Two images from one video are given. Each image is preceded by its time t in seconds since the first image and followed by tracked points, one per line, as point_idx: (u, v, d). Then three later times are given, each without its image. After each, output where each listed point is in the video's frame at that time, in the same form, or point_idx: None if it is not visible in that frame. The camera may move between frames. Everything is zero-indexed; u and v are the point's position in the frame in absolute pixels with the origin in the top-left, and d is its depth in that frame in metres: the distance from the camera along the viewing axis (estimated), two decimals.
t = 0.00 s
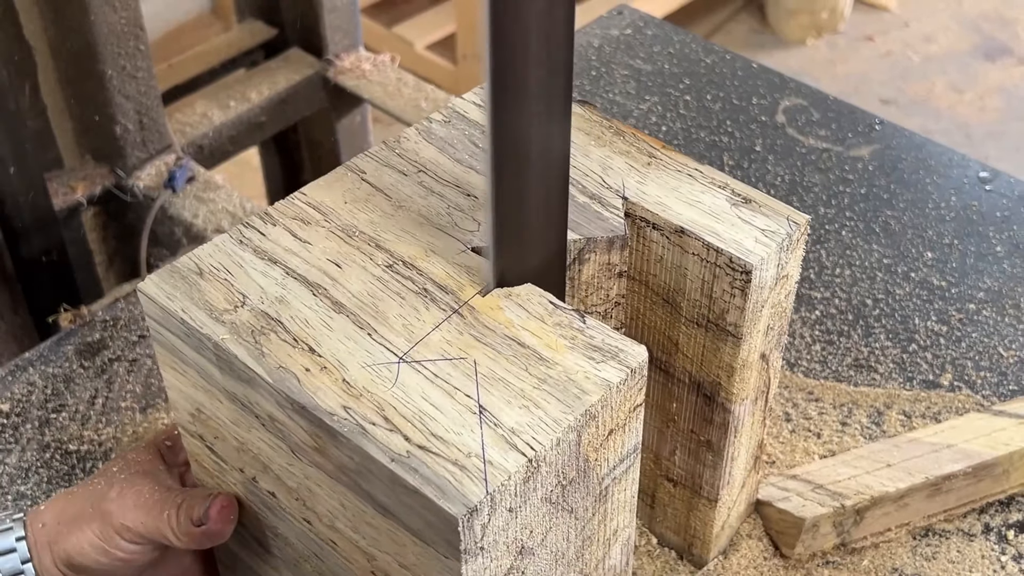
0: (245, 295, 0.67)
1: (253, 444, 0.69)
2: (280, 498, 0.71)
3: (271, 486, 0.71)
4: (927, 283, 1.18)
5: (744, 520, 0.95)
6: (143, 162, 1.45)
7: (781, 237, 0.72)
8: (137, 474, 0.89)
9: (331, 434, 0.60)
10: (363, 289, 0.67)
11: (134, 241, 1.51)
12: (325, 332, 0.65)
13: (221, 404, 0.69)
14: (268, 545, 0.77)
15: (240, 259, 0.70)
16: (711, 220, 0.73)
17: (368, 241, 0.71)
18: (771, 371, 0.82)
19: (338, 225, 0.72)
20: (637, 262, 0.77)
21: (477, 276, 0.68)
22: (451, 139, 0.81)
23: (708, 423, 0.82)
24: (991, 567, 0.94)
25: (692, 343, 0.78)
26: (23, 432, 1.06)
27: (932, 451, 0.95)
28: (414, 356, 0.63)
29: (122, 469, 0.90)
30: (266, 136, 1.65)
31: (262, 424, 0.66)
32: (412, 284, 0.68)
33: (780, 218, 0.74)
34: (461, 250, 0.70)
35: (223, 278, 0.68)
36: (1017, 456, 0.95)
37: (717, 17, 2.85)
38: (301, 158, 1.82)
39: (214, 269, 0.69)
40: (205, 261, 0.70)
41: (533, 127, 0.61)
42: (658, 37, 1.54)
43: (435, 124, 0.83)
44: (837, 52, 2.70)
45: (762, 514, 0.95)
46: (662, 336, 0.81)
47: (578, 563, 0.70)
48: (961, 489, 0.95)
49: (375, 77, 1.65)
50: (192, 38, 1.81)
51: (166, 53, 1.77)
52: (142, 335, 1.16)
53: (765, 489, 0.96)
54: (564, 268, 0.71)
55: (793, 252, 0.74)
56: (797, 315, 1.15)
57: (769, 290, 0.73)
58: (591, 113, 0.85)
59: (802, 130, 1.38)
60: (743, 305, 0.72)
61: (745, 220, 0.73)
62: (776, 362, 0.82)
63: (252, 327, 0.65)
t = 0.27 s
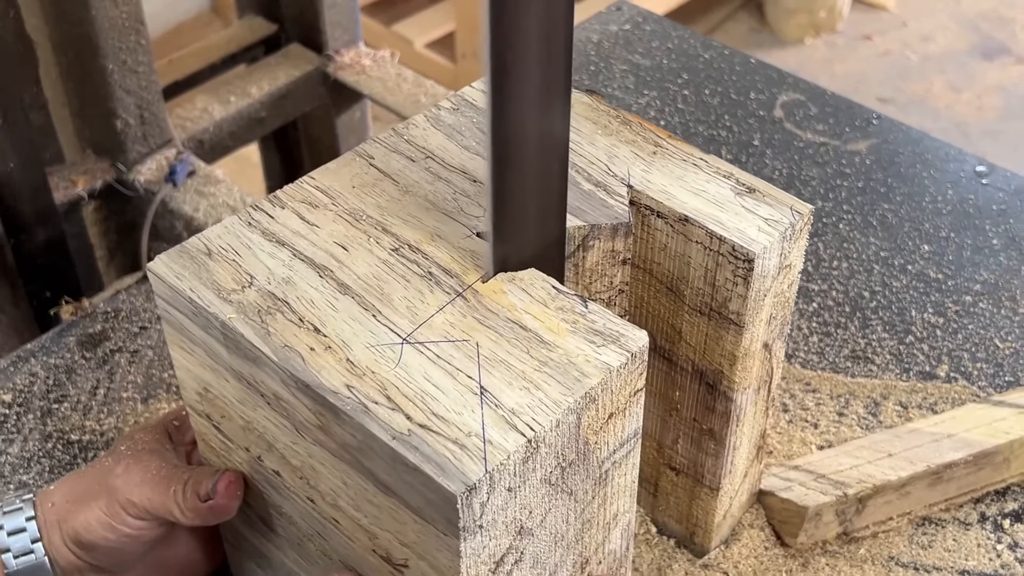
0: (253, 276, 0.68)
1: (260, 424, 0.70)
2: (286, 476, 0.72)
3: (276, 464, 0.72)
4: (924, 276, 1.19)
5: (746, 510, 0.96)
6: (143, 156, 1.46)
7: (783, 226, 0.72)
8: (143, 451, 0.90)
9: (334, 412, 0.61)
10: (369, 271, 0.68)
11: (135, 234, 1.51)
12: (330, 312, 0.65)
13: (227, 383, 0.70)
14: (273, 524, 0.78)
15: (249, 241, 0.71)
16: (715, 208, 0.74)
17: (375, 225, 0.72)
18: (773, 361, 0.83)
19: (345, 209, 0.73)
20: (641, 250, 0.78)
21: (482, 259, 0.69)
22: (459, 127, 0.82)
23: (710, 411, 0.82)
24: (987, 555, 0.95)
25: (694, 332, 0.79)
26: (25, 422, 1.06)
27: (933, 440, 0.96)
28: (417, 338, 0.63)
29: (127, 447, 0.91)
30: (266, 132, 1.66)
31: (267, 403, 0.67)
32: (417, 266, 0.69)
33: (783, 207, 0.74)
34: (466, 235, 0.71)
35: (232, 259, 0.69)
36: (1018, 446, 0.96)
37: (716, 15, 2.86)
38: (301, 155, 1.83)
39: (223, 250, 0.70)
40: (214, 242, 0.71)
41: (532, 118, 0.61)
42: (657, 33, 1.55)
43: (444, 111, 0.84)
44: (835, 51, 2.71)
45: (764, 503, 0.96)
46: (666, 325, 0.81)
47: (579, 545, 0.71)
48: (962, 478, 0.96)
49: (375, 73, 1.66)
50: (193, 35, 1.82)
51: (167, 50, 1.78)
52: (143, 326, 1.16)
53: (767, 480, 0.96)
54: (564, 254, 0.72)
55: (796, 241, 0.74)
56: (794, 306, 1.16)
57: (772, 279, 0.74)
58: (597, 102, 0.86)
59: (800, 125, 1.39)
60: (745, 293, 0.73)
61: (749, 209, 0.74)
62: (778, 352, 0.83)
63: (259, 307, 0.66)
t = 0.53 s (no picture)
0: (261, 270, 0.69)
1: (268, 416, 0.70)
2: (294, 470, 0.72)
3: (283, 456, 0.72)
4: (920, 275, 1.19)
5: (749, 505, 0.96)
6: (144, 155, 1.46)
7: (786, 221, 0.73)
8: (150, 447, 0.90)
9: (342, 404, 0.61)
10: (377, 266, 0.69)
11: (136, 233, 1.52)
12: (338, 306, 0.66)
13: (237, 375, 0.70)
14: (281, 518, 0.78)
15: (257, 236, 0.71)
16: (719, 204, 0.74)
17: (382, 221, 0.73)
18: (776, 356, 0.83)
19: (352, 205, 0.74)
20: (646, 245, 0.78)
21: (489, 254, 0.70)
22: (464, 123, 0.82)
23: (713, 405, 0.83)
24: (983, 552, 0.95)
25: (698, 327, 0.80)
26: (26, 420, 1.07)
27: (936, 438, 0.96)
28: (425, 331, 0.64)
29: (134, 443, 0.92)
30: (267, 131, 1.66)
31: (275, 396, 0.68)
32: (424, 261, 0.69)
33: (786, 203, 0.75)
34: (472, 230, 0.72)
35: (240, 253, 0.70)
36: (1019, 443, 0.97)
37: (715, 16, 2.87)
38: (300, 154, 1.84)
39: (232, 245, 0.71)
40: (223, 237, 0.71)
41: (531, 124, 0.62)
42: (655, 33, 1.56)
43: (450, 108, 0.84)
44: (833, 52, 2.71)
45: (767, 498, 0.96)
46: (669, 321, 0.82)
47: (584, 538, 0.71)
48: (963, 476, 0.96)
49: (375, 73, 1.67)
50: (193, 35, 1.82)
51: (166, 50, 1.78)
52: (144, 325, 1.17)
53: (769, 474, 0.96)
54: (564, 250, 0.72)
55: (799, 237, 0.75)
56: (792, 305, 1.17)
57: (775, 274, 0.75)
58: (602, 99, 0.86)
59: (798, 124, 1.40)
60: (749, 288, 0.73)
61: (753, 204, 0.74)
62: (781, 346, 0.83)
63: (268, 301, 0.66)
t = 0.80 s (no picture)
0: (257, 281, 0.69)
1: (268, 430, 0.70)
2: (293, 480, 0.73)
3: (284, 471, 0.72)
4: (919, 275, 1.20)
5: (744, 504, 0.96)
6: (144, 156, 1.46)
7: (778, 216, 0.73)
8: (141, 462, 0.91)
9: (348, 414, 0.61)
10: (374, 273, 0.69)
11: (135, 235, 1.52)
12: (337, 315, 0.66)
13: (236, 391, 0.70)
14: (280, 530, 0.79)
15: (250, 247, 0.71)
16: (710, 201, 0.75)
17: (376, 227, 0.73)
18: (768, 350, 0.84)
19: (345, 211, 0.74)
20: (637, 245, 0.79)
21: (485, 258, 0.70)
22: (451, 128, 0.83)
23: (707, 401, 0.83)
24: (981, 551, 0.96)
25: (691, 323, 0.80)
26: (26, 420, 1.07)
27: (931, 438, 0.97)
28: (426, 338, 0.64)
29: (127, 459, 0.92)
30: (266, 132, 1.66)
31: (276, 408, 0.68)
32: (421, 268, 0.69)
33: (776, 198, 0.75)
34: (467, 235, 0.72)
35: (235, 266, 0.70)
36: (1017, 442, 0.97)
37: (713, 18, 2.87)
38: (298, 156, 1.84)
39: (225, 257, 0.71)
40: (215, 250, 0.71)
41: (528, 124, 0.62)
42: (654, 34, 1.56)
43: (436, 113, 0.84)
44: (832, 53, 2.72)
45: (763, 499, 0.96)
46: (661, 317, 0.82)
47: (590, 538, 0.72)
48: (961, 474, 0.96)
49: (374, 74, 1.67)
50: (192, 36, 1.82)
51: (166, 52, 1.78)
52: (144, 325, 1.17)
53: (766, 472, 0.96)
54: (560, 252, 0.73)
55: (790, 230, 0.75)
56: (791, 305, 1.17)
57: (768, 269, 0.75)
58: (587, 100, 0.86)
59: (796, 125, 1.40)
60: (742, 283, 0.74)
61: (743, 200, 0.75)
62: (773, 340, 0.84)
63: (267, 312, 0.66)
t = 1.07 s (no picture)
0: (264, 271, 0.69)
1: (272, 418, 0.71)
2: (297, 469, 0.73)
3: (288, 457, 0.73)
4: (916, 276, 1.20)
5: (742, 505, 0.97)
6: (143, 158, 1.47)
7: (781, 214, 0.74)
8: (149, 446, 0.90)
9: (349, 402, 0.62)
10: (379, 265, 0.69)
11: (135, 236, 1.52)
12: (342, 305, 0.67)
13: (242, 378, 0.71)
14: (282, 517, 0.79)
15: (258, 238, 0.72)
16: (714, 198, 0.75)
17: (382, 221, 0.73)
18: (771, 349, 0.84)
19: (352, 205, 0.75)
20: (641, 241, 0.79)
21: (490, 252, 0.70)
22: (459, 124, 0.83)
23: (710, 399, 0.84)
24: (977, 551, 0.96)
25: (694, 321, 0.81)
26: (26, 420, 1.07)
27: (931, 437, 0.97)
28: (429, 329, 0.65)
29: (135, 443, 0.92)
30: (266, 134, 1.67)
31: (280, 396, 0.68)
32: (425, 260, 0.70)
33: (780, 196, 0.75)
34: (472, 228, 0.73)
35: (243, 256, 0.71)
36: (1017, 442, 0.97)
37: (712, 21, 2.88)
38: (298, 158, 1.84)
39: (234, 247, 0.71)
40: (224, 240, 0.72)
41: (526, 127, 0.62)
42: (652, 36, 1.57)
43: (444, 109, 0.85)
44: (830, 56, 2.72)
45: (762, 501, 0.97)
46: (665, 315, 0.83)
47: (588, 531, 0.72)
48: (961, 474, 0.97)
49: (373, 76, 1.67)
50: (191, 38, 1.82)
51: (166, 54, 1.78)
52: (143, 326, 1.18)
53: (767, 472, 0.97)
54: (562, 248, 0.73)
55: (793, 229, 0.76)
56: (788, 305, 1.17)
57: (770, 267, 0.75)
58: (595, 98, 0.87)
59: (794, 127, 1.40)
60: (745, 281, 0.74)
61: (747, 199, 0.75)
62: (776, 338, 0.84)
63: (272, 302, 0.67)
